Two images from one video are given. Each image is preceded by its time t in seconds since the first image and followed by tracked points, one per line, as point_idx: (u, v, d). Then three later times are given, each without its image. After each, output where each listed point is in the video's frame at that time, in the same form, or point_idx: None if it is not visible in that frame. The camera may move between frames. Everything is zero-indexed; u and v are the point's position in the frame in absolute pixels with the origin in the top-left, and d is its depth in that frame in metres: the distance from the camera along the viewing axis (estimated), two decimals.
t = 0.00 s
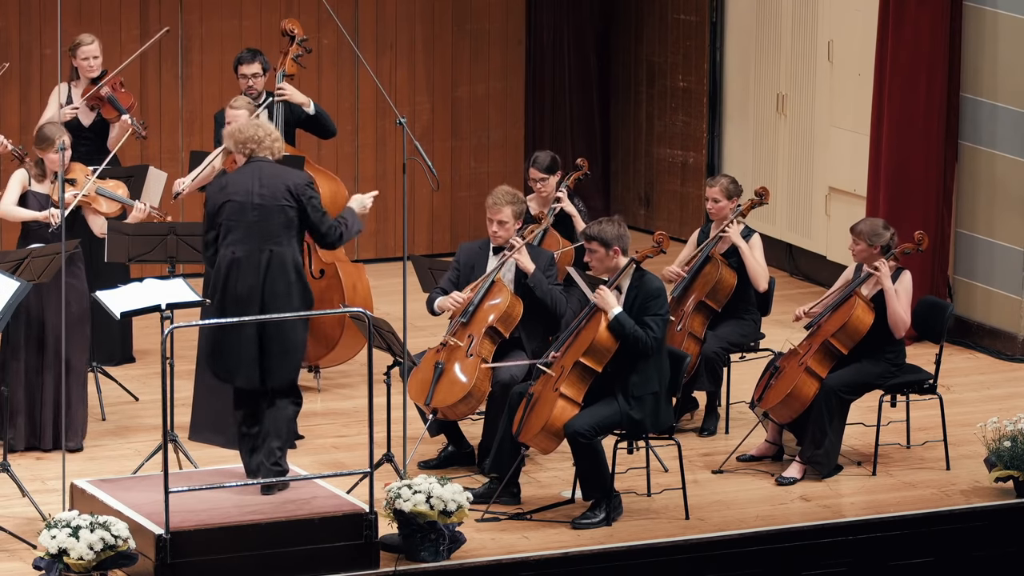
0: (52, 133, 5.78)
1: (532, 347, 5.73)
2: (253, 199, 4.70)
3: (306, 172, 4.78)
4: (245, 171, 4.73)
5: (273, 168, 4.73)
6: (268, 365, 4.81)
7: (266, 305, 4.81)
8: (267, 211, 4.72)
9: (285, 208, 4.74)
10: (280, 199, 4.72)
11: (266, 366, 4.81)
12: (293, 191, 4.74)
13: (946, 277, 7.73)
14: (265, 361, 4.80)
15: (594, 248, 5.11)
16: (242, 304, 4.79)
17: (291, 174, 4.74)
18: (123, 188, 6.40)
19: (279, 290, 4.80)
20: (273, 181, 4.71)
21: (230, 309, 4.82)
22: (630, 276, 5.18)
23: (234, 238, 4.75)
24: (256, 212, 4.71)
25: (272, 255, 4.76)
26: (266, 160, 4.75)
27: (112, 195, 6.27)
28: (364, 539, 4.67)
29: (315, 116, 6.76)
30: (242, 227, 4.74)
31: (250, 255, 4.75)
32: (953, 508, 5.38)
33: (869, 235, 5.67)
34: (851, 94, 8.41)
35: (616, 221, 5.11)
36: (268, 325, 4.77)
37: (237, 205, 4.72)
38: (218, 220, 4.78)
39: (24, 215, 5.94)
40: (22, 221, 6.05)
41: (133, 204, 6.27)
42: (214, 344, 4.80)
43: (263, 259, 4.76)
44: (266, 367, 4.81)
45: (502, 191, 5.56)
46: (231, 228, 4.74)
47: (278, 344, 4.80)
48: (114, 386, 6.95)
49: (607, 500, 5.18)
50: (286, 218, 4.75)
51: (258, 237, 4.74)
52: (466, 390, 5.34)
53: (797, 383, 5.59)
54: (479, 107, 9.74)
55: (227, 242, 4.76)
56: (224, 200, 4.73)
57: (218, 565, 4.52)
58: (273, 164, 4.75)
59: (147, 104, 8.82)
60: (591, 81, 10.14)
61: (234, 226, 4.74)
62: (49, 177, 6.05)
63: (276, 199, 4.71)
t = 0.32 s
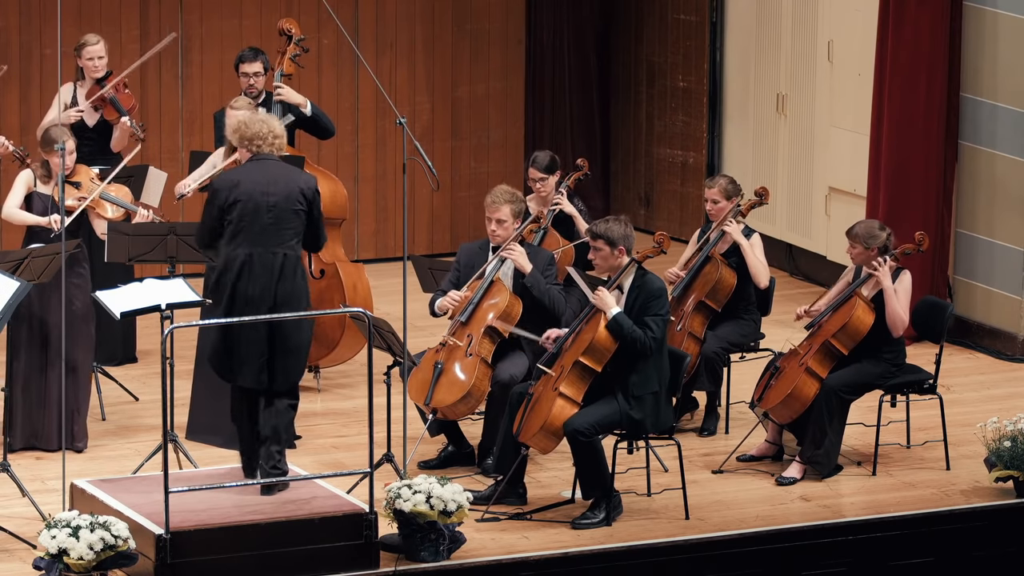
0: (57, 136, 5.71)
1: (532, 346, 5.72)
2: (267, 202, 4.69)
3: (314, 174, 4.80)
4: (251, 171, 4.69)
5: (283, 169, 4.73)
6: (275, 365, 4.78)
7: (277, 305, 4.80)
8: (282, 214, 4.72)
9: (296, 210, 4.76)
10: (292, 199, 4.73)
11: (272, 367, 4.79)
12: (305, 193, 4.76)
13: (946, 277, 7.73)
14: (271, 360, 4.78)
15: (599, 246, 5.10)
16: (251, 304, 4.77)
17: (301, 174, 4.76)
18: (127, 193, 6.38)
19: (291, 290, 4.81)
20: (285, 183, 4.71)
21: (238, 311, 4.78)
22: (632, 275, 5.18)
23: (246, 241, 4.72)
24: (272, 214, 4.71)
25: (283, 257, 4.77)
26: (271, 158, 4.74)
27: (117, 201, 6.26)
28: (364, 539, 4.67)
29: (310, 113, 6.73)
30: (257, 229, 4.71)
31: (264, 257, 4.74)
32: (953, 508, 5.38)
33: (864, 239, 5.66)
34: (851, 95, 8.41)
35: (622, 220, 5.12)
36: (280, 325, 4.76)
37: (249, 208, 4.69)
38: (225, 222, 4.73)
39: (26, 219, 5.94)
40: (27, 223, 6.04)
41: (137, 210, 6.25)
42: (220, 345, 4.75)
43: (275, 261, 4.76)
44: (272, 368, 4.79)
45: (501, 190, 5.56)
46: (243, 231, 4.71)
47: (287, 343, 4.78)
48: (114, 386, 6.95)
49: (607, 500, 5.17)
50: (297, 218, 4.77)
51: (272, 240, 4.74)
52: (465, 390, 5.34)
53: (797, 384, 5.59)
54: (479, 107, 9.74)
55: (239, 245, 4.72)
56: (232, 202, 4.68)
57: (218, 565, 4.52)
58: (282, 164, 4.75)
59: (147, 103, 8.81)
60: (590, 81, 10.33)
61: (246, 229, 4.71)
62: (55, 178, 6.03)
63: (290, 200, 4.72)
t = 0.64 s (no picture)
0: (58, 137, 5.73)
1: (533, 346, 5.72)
2: (263, 201, 4.66)
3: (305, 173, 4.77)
4: (245, 168, 4.64)
5: (276, 168, 4.69)
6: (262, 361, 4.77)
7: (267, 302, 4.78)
8: (274, 213, 4.69)
9: (288, 210, 4.73)
10: (286, 199, 4.71)
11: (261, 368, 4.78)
12: (297, 193, 4.73)
13: (946, 277, 7.74)
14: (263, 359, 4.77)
15: (600, 248, 5.11)
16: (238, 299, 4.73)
17: (293, 173, 4.72)
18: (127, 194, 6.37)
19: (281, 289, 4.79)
20: (279, 182, 4.68)
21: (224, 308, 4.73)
22: (632, 276, 5.21)
23: (239, 238, 4.68)
24: (265, 214, 4.67)
25: (274, 255, 4.75)
26: (263, 155, 4.69)
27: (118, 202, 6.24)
28: (364, 539, 4.67)
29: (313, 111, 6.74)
30: (250, 227, 4.68)
31: (255, 256, 4.71)
32: (953, 508, 5.39)
33: (863, 239, 5.66)
34: (851, 95, 8.41)
35: (622, 221, 5.12)
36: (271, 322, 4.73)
37: (244, 206, 4.65)
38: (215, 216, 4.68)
39: (29, 219, 5.94)
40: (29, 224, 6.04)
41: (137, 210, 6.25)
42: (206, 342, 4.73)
43: (267, 259, 4.74)
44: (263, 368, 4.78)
45: (498, 189, 5.56)
46: (235, 228, 4.67)
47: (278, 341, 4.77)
48: (113, 386, 6.95)
49: (607, 500, 5.17)
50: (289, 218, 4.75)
51: (265, 239, 4.71)
52: (466, 390, 5.34)
53: (797, 384, 5.59)
54: (479, 107, 9.74)
55: (232, 242, 4.68)
56: (225, 198, 4.63)
57: (218, 565, 4.52)
58: (274, 162, 4.71)
59: (147, 103, 8.81)
60: (590, 81, 10.36)
61: (239, 226, 4.67)
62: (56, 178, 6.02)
63: (285, 200, 4.70)
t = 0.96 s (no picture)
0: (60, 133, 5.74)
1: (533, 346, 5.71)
2: (230, 206, 4.67)
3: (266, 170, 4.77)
4: (206, 178, 4.66)
5: (237, 171, 4.70)
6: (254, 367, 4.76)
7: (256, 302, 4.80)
8: (244, 214, 4.70)
9: (257, 208, 4.73)
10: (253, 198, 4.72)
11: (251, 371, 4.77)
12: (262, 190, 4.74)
13: (946, 277, 7.74)
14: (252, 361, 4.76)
15: (598, 253, 5.10)
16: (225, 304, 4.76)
17: (253, 171, 4.73)
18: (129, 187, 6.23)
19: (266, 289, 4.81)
20: (241, 184, 4.68)
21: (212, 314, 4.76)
22: (633, 275, 5.23)
23: (216, 247, 4.70)
24: (235, 217, 4.68)
25: (252, 255, 4.75)
26: (222, 162, 4.71)
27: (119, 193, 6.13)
28: (364, 539, 4.67)
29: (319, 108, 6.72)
30: (223, 234, 4.69)
31: (236, 261, 4.74)
32: (953, 508, 5.39)
33: (867, 232, 5.65)
34: (851, 95, 8.42)
35: (617, 223, 5.11)
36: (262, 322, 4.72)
37: (214, 215, 4.66)
38: (189, 231, 4.70)
39: (30, 212, 5.94)
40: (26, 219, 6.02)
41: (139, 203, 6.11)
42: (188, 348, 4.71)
43: (249, 262, 4.76)
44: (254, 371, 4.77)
45: (495, 192, 5.57)
46: (212, 238, 4.68)
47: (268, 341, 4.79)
48: (113, 386, 6.95)
49: (607, 500, 5.17)
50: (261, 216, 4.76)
51: (242, 242, 4.73)
52: (466, 391, 5.34)
53: (797, 383, 5.59)
54: (479, 107, 9.75)
55: (211, 253, 4.70)
56: (196, 211, 4.65)
57: (218, 565, 4.52)
58: (232, 165, 4.71)
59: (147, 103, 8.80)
60: (590, 81, 10.30)
61: (214, 237, 4.68)
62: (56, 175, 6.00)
63: (252, 199, 4.70)
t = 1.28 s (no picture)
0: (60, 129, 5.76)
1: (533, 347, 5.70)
2: (215, 206, 4.73)
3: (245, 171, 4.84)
4: (191, 178, 4.70)
5: (220, 170, 4.76)
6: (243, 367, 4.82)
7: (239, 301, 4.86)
8: (229, 215, 4.77)
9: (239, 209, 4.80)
10: (237, 196, 4.80)
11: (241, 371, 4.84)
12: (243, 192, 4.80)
13: (946, 277, 7.74)
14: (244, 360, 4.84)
15: (593, 262, 5.08)
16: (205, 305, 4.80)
17: (234, 173, 4.80)
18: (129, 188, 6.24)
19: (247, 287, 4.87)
20: (225, 184, 4.75)
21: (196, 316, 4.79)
22: (633, 276, 5.23)
23: (202, 249, 4.74)
24: (219, 218, 4.74)
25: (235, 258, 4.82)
26: (204, 161, 4.75)
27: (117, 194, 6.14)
28: (364, 539, 4.67)
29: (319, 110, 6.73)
30: (209, 235, 4.74)
31: (221, 263, 4.79)
32: (953, 508, 5.39)
33: (870, 230, 5.68)
34: (851, 95, 8.41)
35: (612, 229, 5.09)
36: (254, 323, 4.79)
37: (202, 215, 4.71)
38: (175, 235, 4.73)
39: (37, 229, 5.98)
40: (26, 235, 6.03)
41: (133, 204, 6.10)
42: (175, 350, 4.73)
43: (232, 261, 4.82)
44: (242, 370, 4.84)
45: (496, 190, 5.59)
46: (198, 238, 4.73)
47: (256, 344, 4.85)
48: (114, 386, 6.95)
49: (607, 500, 5.17)
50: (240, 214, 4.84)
51: (226, 244, 4.79)
52: (466, 391, 5.34)
53: (796, 383, 5.59)
54: (479, 107, 9.74)
55: (196, 254, 4.75)
56: (184, 211, 4.68)
57: (218, 565, 4.52)
58: (217, 167, 4.77)
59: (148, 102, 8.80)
60: (590, 82, 10.54)
61: (200, 237, 4.73)
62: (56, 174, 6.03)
63: (236, 199, 4.78)
